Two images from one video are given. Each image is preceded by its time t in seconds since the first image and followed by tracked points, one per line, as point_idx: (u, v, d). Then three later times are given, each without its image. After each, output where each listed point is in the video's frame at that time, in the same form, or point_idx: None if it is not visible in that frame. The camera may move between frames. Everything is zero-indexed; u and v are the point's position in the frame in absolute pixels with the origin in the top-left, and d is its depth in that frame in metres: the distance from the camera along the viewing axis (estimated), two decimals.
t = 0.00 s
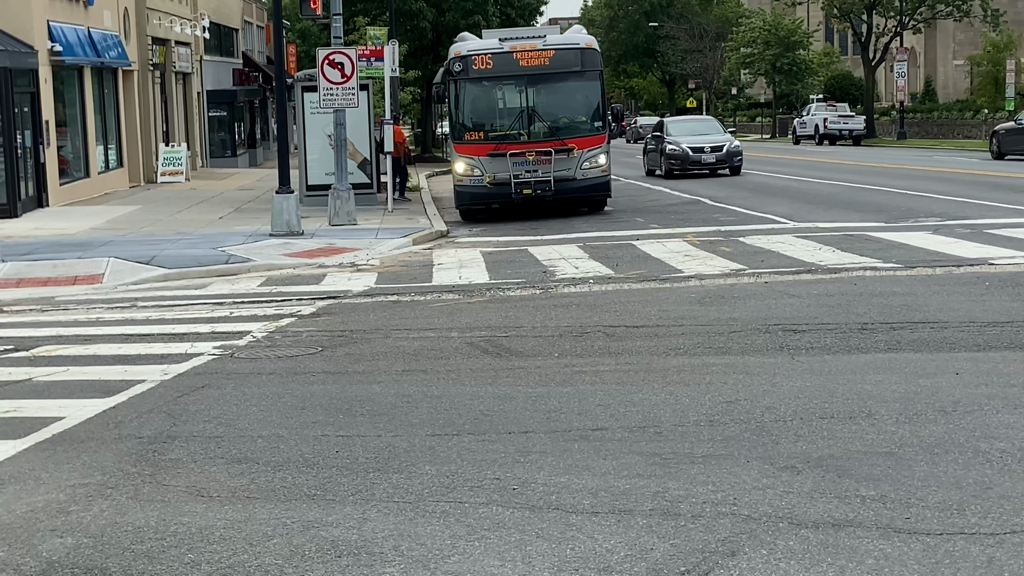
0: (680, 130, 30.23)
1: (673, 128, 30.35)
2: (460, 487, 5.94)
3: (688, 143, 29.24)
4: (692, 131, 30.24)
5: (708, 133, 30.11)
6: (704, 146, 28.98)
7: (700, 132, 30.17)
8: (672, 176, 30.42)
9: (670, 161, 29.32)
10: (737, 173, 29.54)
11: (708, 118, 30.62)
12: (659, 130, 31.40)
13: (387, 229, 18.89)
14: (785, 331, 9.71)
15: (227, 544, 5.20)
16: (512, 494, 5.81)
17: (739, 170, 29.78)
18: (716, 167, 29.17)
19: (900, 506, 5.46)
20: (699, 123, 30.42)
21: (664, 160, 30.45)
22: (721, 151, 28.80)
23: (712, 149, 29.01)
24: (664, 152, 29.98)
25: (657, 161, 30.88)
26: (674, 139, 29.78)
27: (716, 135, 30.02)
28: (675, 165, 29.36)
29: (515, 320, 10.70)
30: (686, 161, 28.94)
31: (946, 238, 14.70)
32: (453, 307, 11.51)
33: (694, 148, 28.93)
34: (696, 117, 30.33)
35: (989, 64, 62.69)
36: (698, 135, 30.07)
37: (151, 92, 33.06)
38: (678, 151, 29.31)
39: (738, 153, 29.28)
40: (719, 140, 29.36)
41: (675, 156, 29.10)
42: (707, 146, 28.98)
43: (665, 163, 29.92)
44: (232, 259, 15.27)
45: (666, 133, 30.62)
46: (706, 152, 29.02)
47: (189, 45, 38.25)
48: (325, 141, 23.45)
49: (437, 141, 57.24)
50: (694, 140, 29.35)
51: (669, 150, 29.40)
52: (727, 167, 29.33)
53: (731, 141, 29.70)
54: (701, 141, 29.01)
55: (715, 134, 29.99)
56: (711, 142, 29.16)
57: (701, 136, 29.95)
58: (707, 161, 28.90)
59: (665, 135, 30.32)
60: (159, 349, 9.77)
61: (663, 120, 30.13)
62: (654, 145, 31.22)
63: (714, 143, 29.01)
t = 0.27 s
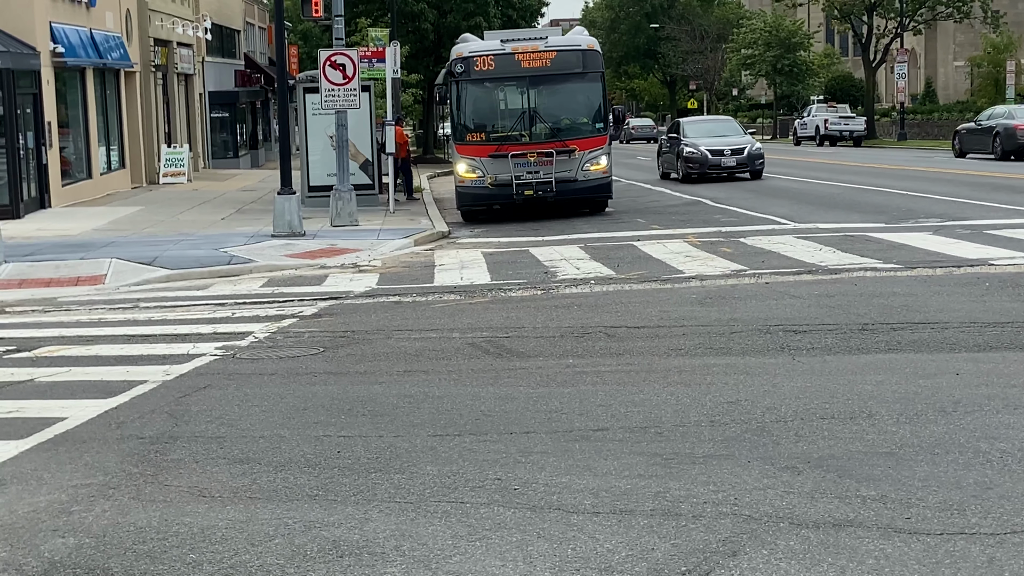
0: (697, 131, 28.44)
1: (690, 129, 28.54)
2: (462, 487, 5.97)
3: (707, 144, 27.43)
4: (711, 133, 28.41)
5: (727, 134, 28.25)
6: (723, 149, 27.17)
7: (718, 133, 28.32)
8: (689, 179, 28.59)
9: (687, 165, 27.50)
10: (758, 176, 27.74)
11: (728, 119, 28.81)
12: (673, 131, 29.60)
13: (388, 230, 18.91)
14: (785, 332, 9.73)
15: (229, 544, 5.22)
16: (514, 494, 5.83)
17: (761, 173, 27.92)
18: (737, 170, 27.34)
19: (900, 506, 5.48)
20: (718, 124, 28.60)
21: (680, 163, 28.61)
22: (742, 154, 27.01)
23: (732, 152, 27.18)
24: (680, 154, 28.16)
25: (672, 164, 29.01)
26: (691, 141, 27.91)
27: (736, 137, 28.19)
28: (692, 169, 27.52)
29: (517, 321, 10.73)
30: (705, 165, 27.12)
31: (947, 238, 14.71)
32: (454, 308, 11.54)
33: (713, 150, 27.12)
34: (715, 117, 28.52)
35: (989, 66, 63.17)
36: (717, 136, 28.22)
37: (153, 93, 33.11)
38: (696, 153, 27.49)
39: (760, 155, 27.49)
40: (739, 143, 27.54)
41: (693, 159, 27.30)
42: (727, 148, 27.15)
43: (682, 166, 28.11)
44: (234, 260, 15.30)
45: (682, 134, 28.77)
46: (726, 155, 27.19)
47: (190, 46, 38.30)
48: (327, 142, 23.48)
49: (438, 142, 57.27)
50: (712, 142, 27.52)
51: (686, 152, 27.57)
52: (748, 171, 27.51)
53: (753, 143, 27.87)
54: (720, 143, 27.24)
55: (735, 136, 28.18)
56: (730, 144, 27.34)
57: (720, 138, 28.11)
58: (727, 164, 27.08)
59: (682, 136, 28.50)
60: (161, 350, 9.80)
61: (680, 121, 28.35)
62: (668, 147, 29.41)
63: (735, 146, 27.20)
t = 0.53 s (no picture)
0: (715, 132, 26.75)
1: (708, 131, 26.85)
2: (460, 487, 5.99)
3: (727, 146, 25.72)
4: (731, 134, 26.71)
5: (747, 136, 26.52)
6: (744, 152, 25.45)
7: (738, 134, 26.58)
8: (706, 184, 26.86)
9: (706, 168, 25.78)
10: (780, 180, 26.07)
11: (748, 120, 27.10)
12: (689, 133, 27.92)
13: (388, 230, 18.94)
14: (784, 332, 9.76)
15: (228, 544, 5.25)
16: (513, 494, 5.86)
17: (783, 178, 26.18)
18: (759, 173, 25.62)
19: (898, 506, 5.51)
20: (738, 125, 26.89)
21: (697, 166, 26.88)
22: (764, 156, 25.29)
23: (754, 154, 25.47)
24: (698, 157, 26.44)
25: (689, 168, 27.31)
26: (709, 143, 26.19)
27: (757, 138, 26.48)
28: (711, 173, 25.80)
29: (516, 321, 10.76)
30: (724, 168, 25.43)
31: (946, 239, 14.73)
32: (454, 308, 11.57)
33: (733, 153, 25.41)
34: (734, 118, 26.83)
35: (987, 66, 62.98)
36: (736, 138, 26.49)
37: (153, 94, 33.15)
38: (715, 156, 25.77)
39: (783, 157, 25.78)
40: (761, 145, 25.81)
41: (712, 162, 25.60)
42: (748, 151, 25.46)
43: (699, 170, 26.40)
44: (234, 260, 15.34)
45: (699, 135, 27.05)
46: (747, 158, 25.49)
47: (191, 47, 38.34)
48: (327, 142, 23.52)
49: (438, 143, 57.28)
50: (733, 144, 25.80)
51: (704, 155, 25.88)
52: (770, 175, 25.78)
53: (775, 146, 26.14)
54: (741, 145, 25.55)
55: (756, 137, 26.47)
56: (752, 146, 25.63)
57: (740, 139, 26.38)
58: (748, 168, 25.37)
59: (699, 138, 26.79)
60: (161, 350, 9.83)
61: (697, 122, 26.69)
62: (685, 149, 27.70)
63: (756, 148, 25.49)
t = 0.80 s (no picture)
0: (735, 134, 25.32)
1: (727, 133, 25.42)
2: (458, 486, 6.05)
3: (748, 149, 24.28)
4: (751, 135, 25.27)
5: (770, 138, 25.05)
6: (767, 154, 24.01)
7: (759, 135, 25.13)
8: (726, 188, 25.37)
9: (725, 172, 24.35)
10: (804, 184, 24.56)
11: (769, 121, 25.66)
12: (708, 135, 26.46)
13: (387, 231, 19.00)
14: (780, 332, 9.81)
15: (228, 542, 5.30)
16: (511, 493, 5.91)
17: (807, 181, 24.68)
18: (782, 177, 24.16)
19: (893, 505, 5.56)
20: (758, 127, 25.45)
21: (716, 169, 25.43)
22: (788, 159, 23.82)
23: (777, 157, 24.02)
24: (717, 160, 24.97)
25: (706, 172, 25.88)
26: (729, 145, 24.75)
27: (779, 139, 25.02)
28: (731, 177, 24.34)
29: (514, 320, 10.81)
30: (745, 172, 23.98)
31: (943, 239, 14.78)
32: (452, 308, 11.62)
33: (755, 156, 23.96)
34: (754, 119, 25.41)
35: (983, 67, 62.77)
36: (758, 140, 25.01)
37: (153, 95, 33.20)
38: (735, 159, 24.36)
39: (807, 160, 24.29)
40: (783, 146, 24.34)
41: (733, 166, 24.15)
42: (770, 153, 24.00)
43: (719, 174, 24.93)
44: (233, 260, 15.40)
45: (717, 137, 25.63)
46: (770, 161, 24.03)
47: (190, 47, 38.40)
48: (326, 143, 23.58)
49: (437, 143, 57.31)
50: (754, 146, 24.33)
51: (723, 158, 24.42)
52: (794, 178, 24.30)
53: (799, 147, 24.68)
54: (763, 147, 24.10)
55: (777, 139, 25.02)
56: (775, 148, 24.16)
57: (761, 141, 24.92)
58: (771, 172, 23.89)
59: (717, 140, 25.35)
60: (161, 349, 9.89)
61: (715, 123, 25.26)
62: (702, 153, 26.24)
63: (779, 150, 24.02)
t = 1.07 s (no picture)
0: (757, 134, 23.80)
1: (748, 132, 23.91)
2: (455, 485, 6.08)
3: (772, 150, 22.78)
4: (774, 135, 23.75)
5: (794, 138, 23.51)
6: (792, 155, 22.50)
7: (783, 135, 23.61)
8: (747, 192, 23.85)
9: (748, 174, 22.83)
10: (831, 187, 23.06)
11: (793, 119, 24.15)
12: (726, 136, 24.94)
13: (385, 230, 19.02)
14: (776, 331, 9.85)
15: (225, 541, 5.33)
16: (507, 492, 5.94)
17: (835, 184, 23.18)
18: (809, 180, 22.65)
19: (888, 504, 5.59)
20: (782, 126, 23.92)
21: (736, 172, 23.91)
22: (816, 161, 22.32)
23: (803, 158, 22.52)
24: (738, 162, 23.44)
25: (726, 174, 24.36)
26: (752, 146, 23.20)
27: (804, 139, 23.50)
28: (754, 180, 22.82)
29: (511, 319, 10.85)
30: (770, 175, 22.47)
31: (939, 239, 14.81)
32: (449, 307, 11.65)
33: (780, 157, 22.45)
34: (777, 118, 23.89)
35: (979, 67, 62.91)
36: (782, 140, 23.47)
37: (151, 94, 33.22)
38: (758, 161, 22.85)
39: (835, 162, 22.79)
40: (810, 147, 22.82)
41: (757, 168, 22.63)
42: (796, 154, 22.50)
43: (740, 177, 23.38)
44: (231, 259, 15.42)
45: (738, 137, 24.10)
46: (795, 163, 22.53)
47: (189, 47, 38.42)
48: (324, 142, 23.61)
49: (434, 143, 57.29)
50: (779, 147, 22.81)
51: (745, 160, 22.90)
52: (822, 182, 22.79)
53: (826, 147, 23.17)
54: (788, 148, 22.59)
55: (803, 138, 23.49)
56: (800, 149, 22.67)
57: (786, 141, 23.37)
58: (798, 174, 22.39)
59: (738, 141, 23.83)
60: (159, 349, 9.91)
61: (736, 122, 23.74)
62: (721, 155, 24.71)
63: (806, 151, 22.52)
